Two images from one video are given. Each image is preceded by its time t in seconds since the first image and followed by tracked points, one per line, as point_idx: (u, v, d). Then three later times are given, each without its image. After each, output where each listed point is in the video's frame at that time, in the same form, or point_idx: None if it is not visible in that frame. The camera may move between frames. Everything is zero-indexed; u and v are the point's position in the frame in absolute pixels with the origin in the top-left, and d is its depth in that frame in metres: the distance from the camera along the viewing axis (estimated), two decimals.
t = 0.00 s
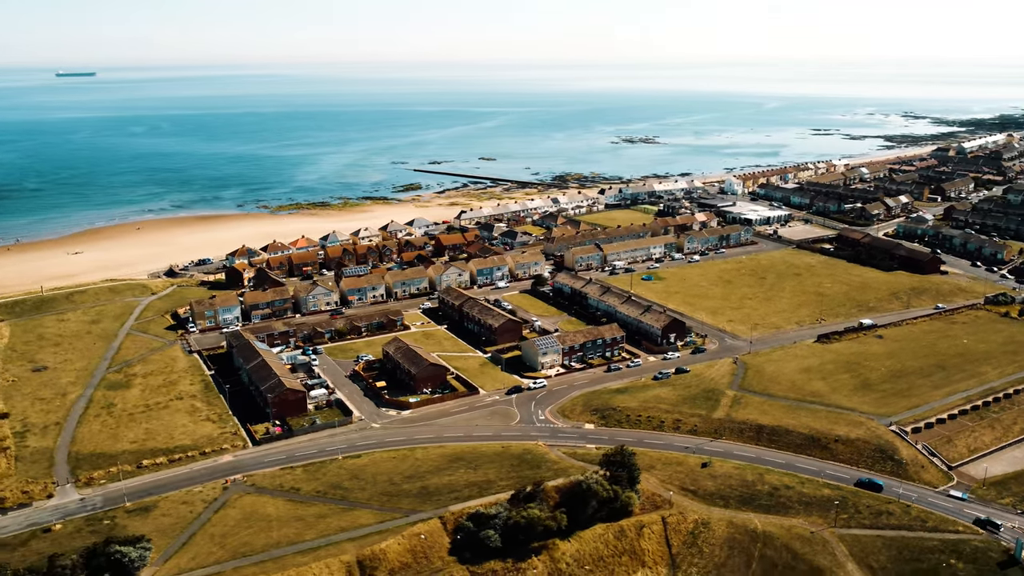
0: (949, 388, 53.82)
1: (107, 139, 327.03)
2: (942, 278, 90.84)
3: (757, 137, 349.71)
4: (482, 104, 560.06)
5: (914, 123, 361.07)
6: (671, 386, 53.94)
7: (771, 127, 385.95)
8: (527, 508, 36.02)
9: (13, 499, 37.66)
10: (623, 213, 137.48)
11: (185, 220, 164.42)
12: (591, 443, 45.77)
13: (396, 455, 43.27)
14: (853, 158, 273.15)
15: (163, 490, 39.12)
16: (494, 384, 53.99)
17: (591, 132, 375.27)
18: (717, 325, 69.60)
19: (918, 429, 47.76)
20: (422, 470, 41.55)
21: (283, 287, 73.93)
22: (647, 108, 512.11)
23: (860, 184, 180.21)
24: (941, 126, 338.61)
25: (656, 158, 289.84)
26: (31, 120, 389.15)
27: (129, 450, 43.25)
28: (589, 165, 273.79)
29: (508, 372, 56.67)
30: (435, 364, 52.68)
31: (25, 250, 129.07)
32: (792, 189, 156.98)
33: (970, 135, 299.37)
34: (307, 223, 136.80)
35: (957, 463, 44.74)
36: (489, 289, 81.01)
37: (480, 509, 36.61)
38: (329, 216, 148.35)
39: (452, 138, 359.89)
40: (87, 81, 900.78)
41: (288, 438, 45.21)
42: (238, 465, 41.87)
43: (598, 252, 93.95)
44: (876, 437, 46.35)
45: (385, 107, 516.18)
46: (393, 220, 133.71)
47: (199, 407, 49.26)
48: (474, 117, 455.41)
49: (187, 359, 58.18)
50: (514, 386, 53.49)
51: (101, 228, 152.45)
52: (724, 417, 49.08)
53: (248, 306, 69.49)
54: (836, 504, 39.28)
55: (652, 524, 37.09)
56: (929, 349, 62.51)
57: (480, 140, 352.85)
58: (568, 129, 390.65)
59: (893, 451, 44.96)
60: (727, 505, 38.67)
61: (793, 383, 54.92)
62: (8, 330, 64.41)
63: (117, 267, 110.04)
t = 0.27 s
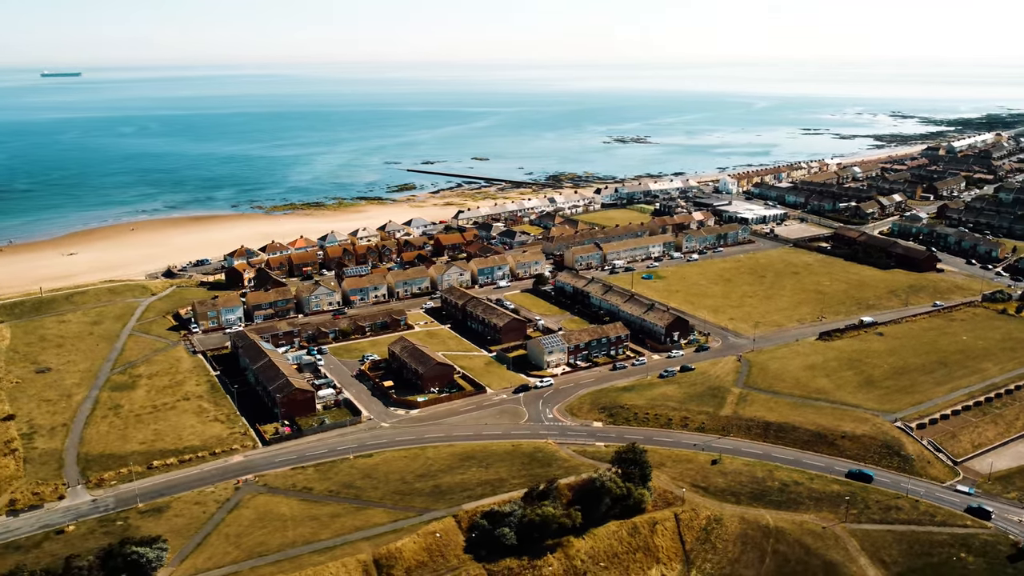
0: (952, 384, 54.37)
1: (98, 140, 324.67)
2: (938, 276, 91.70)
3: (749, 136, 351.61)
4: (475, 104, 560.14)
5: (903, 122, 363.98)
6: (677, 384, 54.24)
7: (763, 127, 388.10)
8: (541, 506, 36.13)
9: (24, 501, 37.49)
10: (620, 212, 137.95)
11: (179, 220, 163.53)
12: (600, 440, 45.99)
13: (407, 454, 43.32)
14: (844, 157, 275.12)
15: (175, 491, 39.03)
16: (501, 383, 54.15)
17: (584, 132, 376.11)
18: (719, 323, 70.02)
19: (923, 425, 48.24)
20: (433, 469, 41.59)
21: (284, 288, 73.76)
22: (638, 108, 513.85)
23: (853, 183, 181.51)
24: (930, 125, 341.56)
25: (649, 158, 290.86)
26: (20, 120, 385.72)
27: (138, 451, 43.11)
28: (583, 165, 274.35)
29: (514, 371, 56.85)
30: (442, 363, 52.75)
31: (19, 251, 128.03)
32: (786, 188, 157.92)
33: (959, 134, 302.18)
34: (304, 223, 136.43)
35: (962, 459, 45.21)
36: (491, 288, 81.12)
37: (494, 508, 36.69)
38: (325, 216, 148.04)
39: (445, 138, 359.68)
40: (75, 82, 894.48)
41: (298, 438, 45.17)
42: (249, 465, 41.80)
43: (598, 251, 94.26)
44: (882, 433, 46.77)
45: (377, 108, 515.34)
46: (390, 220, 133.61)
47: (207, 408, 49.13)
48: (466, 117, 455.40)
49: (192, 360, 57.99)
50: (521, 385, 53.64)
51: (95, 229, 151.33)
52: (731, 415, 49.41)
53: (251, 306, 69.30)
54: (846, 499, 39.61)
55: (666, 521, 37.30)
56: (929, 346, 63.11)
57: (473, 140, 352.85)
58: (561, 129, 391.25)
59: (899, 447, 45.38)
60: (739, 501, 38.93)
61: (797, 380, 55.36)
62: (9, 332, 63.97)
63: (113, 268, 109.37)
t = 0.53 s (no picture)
0: (953, 381, 54.94)
1: (88, 141, 322.16)
2: (934, 274, 92.61)
3: (740, 136, 353.55)
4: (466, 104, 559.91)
5: (892, 122, 366.80)
6: (682, 382, 54.56)
7: (753, 126, 390.15)
8: (555, 503, 36.30)
9: (35, 503, 37.31)
10: (616, 212, 138.39)
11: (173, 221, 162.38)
12: (609, 438, 46.20)
13: (417, 453, 43.40)
14: (835, 156, 277.16)
15: (187, 492, 38.96)
16: (507, 382, 54.30)
17: (576, 132, 376.80)
18: (720, 321, 70.46)
19: (926, 421, 48.76)
20: (444, 468, 41.70)
21: (286, 288, 73.58)
22: (629, 108, 515.37)
23: (846, 182, 182.86)
24: (918, 124, 344.57)
25: (642, 157, 291.83)
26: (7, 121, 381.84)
27: (148, 452, 42.96)
28: (577, 165, 274.88)
29: (520, 370, 57.00)
30: (449, 362, 52.80)
31: (11, 253, 126.93)
32: (780, 188, 158.87)
33: (947, 133, 304.97)
34: (300, 224, 136.04)
35: (967, 454, 45.69)
36: (492, 288, 81.22)
37: (508, 505, 36.81)
38: (321, 217, 147.72)
39: (437, 139, 359.35)
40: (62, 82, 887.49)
41: (307, 438, 45.15)
42: (259, 465, 41.76)
43: (597, 250, 94.54)
44: (887, 429, 47.20)
45: (368, 108, 514.27)
46: (387, 220, 133.42)
47: (214, 408, 49.00)
48: (458, 117, 455.24)
49: (196, 361, 57.78)
50: (528, 384, 53.81)
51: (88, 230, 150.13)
52: (737, 412, 49.75)
53: (253, 307, 69.09)
54: (855, 495, 39.95)
55: (678, 517, 37.54)
56: (929, 342, 63.78)
57: (466, 140, 352.75)
58: (553, 129, 391.74)
59: (904, 443, 45.79)
60: (749, 497, 39.24)
61: (800, 378, 55.82)
62: (9, 334, 63.44)
63: (109, 270, 108.62)
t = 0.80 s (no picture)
0: (955, 377, 55.50)
1: (79, 141, 319.62)
2: (930, 272, 93.44)
3: (732, 135, 355.18)
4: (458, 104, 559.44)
5: (881, 121, 369.37)
6: (688, 380, 54.88)
7: (744, 126, 392.07)
8: (569, 501, 36.47)
9: (46, 505, 37.13)
10: (613, 211, 138.80)
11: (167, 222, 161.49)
12: (617, 436, 46.44)
13: (428, 452, 43.47)
14: (827, 156, 278.86)
15: (199, 492, 38.89)
16: (514, 381, 54.46)
17: (569, 132, 377.37)
18: (722, 319, 70.87)
19: (931, 417, 49.25)
20: (456, 466, 41.80)
21: (287, 288, 73.40)
22: (621, 108, 516.70)
23: (838, 181, 184.14)
24: (907, 124, 347.19)
25: (635, 157, 292.65)
26: None
27: (157, 453, 42.81)
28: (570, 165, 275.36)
29: (526, 369, 57.13)
30: (456, 361, 52.86)
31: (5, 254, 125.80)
32: (775, 187, 159.75)
33: (936, 133, 307.46)
34: (296, 224, 135.65)
35: (971, 449, 46.17)
36: (493, 287, 81.33)
37: (522, 503, 36.96)
38: (317, 217, 147.39)
39: (430, 139, 358.98)
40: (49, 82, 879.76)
41: (316, 438, 45.13)
42: (270, 465, 41.70)
43: (597, 249, 94.84)
44: (892, 425, 47.65)
45: (360, 108, 513.00)
46: (384, 220, 133.20)
47: (221, 409, 48.86)
48: (450, 117, 454.92)
49: (201, 361, 57.57)
50: (535, 383, 53.99)
51: (81, 231, 149.08)
52: (743, 409, 50.10)
53: (256, 307, 68.90)
54: (864, 490, 40.32)
55: (690, 514, 37.80)
56: (929, 339, 64.41)
57: (459, 140, 352.49)
58: (546, 129, 392.16)
59: (910, 439, 46.22)
60: (760, 493, 39.54)
61: (804, 375, 56.26)
62: (10, 335, 62.94)
63: (106, 271, 107.92)
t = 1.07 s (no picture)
0: (957, 374, 56.05)
1: (70, 142, 317.47)
2: (927, 270, 94.23)
3: (724, 135, 356.67)
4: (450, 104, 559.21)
5: (871, 121, 371.99)
6: (694, 378, 55.18)
7: (737, 126, 393.80)
8: (584, 498, 36.61)
9: (59, 506, 36.99)
10: (610, 211, 139.17)
11: (162, 222, 160.74)
12: (627, 434, 46.67)
13: (439, 452, 43.54)
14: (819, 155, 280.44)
15: (213, 493, 38.87)
16: (521, 380, 54.59)
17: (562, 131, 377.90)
18: (724, 318, 71.27)
19: (935, 413, 49.73)
20: (468, 465, 41.91)
21: (290, 289, 73.24)
22: (613, 108, 517.96)
23: (832, 180, 185.34)
24: (897, 123, 349.67)
25: (629, 156, 293.42)
26: None
27: (168, 453, 42.71)
28: (565, 164, 275.78)
29: (532, 368, 57.31)
30: (464, 361, 52.93)
31: None
32: (770, 186, 160.55)
33: (925, 133, 309.97)
34: (294, 224, 135.36)
35: (976, 445, 46.64)
36: (495, 287, 81.45)
37: (536, 501, 37.09)
38: (314, 217, 147.09)
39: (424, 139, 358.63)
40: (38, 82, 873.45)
41: (327, 438, 45.13)
42: (282, 466, 41.69)
43: (597, 249, 95.12)
44: (898, 422, 48.07)
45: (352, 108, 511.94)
46: (382, 220, 133.07)
47: (230, 410, 48.78)
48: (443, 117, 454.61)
49: (207, 362, 57.42)
50: (542, 382, 54.15)
51: (76, 232, 148.15)
52: (750, 407, 50.42)
53: (259, 307, 68.74)
54: (874, 486, 40.69)
55: (703, 510, 38.05)
56: (930, 337, 65.03)
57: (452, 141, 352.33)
58: (539, 129, 392.59)
59: (916, 434, 46.67)
60: (771, 490, 39.85)
61: (809, 372, 56.68)
62: (12, 337, 62.52)
63: (103, 272, 107.33)
